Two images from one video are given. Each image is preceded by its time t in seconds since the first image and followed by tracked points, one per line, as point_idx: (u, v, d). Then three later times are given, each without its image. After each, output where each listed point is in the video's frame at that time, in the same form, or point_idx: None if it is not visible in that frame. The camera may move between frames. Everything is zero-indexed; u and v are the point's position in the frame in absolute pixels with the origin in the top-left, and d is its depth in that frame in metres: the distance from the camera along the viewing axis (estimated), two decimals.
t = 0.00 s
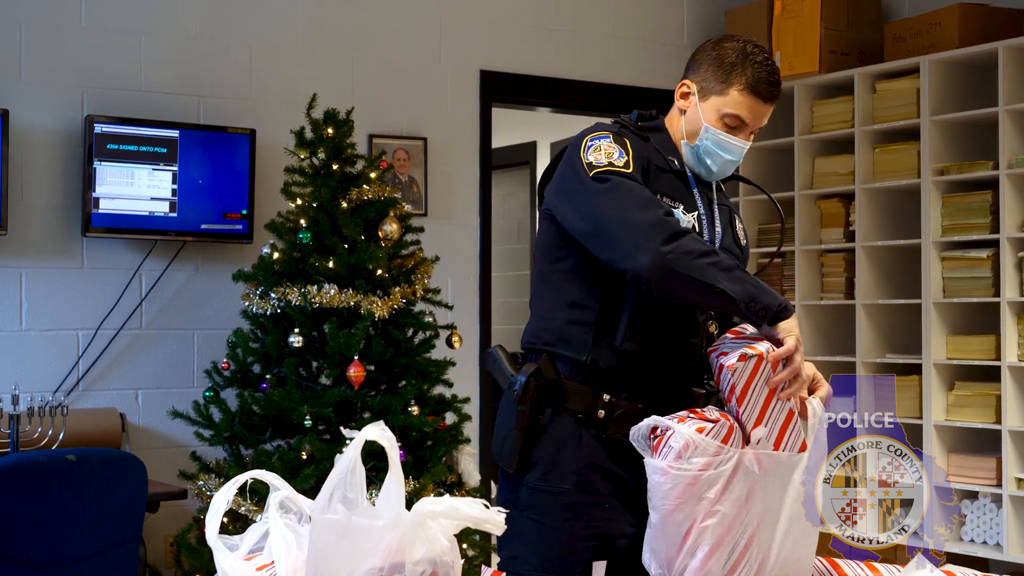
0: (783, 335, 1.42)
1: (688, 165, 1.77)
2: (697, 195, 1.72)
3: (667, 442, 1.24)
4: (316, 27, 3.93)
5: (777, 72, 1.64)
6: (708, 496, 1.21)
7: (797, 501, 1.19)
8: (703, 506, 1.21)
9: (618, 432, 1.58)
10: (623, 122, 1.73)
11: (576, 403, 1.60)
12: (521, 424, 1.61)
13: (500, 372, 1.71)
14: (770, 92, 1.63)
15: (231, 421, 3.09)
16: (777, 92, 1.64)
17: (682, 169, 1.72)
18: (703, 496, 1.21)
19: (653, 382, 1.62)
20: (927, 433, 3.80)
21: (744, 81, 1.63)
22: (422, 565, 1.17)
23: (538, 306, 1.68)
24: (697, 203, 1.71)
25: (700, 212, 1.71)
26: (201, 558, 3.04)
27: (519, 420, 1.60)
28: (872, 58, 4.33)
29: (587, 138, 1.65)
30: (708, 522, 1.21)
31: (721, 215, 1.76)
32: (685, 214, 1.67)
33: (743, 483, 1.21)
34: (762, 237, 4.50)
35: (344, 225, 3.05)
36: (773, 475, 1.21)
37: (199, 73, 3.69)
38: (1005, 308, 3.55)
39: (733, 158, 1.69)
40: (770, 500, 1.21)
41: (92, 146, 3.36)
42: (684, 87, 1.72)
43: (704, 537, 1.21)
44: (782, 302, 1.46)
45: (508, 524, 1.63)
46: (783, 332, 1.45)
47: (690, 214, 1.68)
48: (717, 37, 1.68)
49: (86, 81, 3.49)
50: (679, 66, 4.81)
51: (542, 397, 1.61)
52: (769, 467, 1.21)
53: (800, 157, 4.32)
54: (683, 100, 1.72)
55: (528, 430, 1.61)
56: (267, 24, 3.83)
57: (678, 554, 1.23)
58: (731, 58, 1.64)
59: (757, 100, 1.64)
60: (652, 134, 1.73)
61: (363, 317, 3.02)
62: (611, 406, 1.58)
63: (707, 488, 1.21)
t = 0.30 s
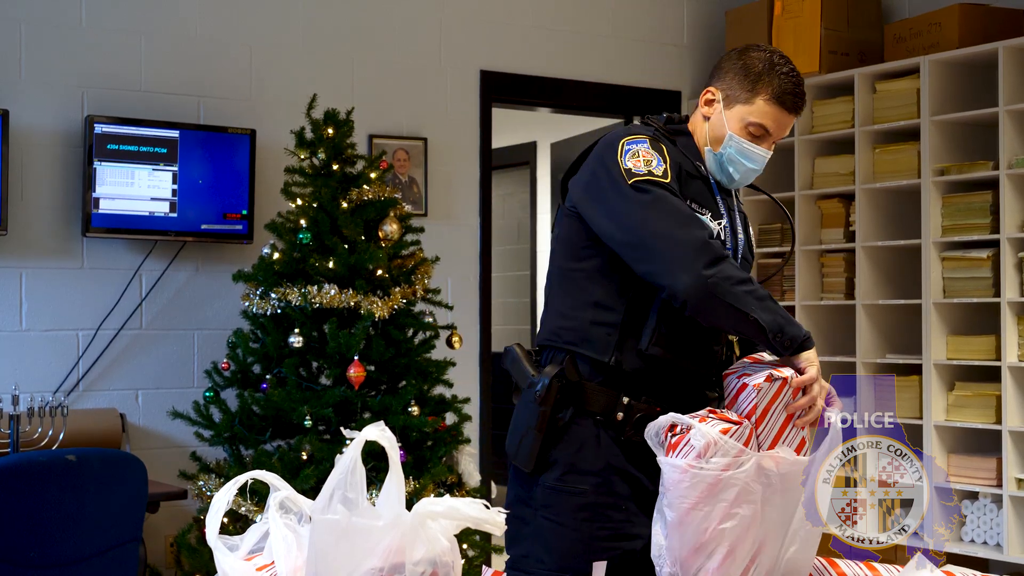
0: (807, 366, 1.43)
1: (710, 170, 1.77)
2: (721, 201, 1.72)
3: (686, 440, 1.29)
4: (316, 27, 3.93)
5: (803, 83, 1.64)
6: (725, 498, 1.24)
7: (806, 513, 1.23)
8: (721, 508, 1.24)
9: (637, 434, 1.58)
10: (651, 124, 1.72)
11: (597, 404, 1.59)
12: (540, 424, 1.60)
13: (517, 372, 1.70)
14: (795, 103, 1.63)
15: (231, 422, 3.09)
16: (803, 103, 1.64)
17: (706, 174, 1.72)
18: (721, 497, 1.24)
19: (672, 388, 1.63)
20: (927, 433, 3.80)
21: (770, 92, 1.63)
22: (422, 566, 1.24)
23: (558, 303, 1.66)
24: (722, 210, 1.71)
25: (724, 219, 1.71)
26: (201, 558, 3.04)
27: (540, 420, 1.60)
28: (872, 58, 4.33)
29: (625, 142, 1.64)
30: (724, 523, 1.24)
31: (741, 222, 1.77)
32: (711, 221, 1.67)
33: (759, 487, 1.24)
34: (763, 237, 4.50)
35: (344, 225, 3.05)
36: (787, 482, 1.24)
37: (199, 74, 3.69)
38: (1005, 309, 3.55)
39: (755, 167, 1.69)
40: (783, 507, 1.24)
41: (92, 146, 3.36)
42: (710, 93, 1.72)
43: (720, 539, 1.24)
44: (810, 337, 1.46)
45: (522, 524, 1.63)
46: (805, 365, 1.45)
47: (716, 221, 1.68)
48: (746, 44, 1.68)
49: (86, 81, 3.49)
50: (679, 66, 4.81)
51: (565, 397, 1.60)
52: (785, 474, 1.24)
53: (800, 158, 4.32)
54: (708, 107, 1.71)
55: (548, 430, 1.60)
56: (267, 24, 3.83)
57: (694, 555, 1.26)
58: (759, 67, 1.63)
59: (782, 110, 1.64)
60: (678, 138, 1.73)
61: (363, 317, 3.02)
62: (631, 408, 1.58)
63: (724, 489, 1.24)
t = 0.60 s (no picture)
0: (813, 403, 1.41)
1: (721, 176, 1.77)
2: (733, 207, 1.73)
3: (680, 444, 1.27)
4: (316, 28, 3.93)
5: (817, 93, 1.65)
6: (721, 501, 1.24)
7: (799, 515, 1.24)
8: (715, 511, 1.24)
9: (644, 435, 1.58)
10: (666, 128, 1.72)
11: (605, 407, 1.59)
12: (548, 426, 1.59)
13: (524, 373, 1.70)
14: (809, 113, 1.64)
15: (231, 423, 3.09)
16: (816, 113, 1.65)
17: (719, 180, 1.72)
18: (717, 500, 1.24)
19: (682, 393, 1.63)
20: (927, 434, 3.80)
21: (785, 101, 1.64)
22: (423, 567, 1.24)
23: (566, 303, 1.66)
24: (735, 214, 1.71)
25: (738, 224, 1.71)
26: (201, 559, 3.03)
27: (548, 421, 1.59)
28: (872, 59, 4.33)
29: (640, 146, 1.63)
30: (721, 526, 1.23)
31: (752, 227, 1.76)
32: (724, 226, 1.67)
33: (754, 489, 1.24)
34: (764, 238, 4.50)
35: (344, 227, 3.05)
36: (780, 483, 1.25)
37: (200, 75, 3.69)
38: (1005, 310, 3.55)
39: (766, 174, 1.72)
40: (773, 504, 1.25)
41: (92, 147, 3.36)
42: (723, 100, 1.72)
43: (717, 542, 1.23)
44: (818, 375, 1.46)
45: (528, 525, 1.64)
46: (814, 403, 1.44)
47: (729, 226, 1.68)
48: (762, 52, 1.69)
49: (87, 82, 3.49)
50: (679, 67, 4.81)
51: (573, 398, 1.59)
52: (779, 476, 1.25)
53: (801, 159, 4.32)
54: (722, 112, 1.72)
55: (557, 432, 1.59)
56: (267, 25, 3.83)
57: (691, 558, 1.25)
58: (775, 75, 1.64)
59: (796, 119, 1.65)
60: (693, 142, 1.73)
61: (363, 319, 3.02)
62: (639, 410, 1.58)
63: (720, 492, 1.24)
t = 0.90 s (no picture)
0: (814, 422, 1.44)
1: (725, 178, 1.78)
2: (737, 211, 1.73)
3: (685, 442, 1.32)
4: (316, 28, 3.93)
5: (822, 100, 1.64)
6: (720, 502, 1.27)
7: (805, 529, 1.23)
8: (714, 512, 1.27)
9: (648, 437, 1.58)
10: (670, 131, 1.73)
11: (609, 409, 1.59)
12: (552, 428, 1.59)
13: (527, 374, 1.70)
14: (812, 120, 1.63)
15: (231, 424, 3.09)
16: (820, 120, 1.64)
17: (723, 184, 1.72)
18: (717, 500, 1.27)
19: (685, 395, 1.63)
20: (927, 434, 3.81)
21: (788, 107, 1.64)
22: (423, 567, 1.24)
23: (568, 305, 1.66)
24: (738, 218, 1.72)
25: (742, 227, 1.72)
26: (201, 560, 3.04)
27: (552, 423, 1.59)
28: (872, 60, 4.33)
29: (646, 153, 1.62)
30: (718, 525, 1.27)
31: (753, 230, 1.77)
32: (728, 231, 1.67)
33: (757, 495, 1.26)
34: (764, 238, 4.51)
35: (344, 228, 3.05)
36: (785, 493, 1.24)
37: (199, 76, 3.69)
38: (1005, 311, 3.55)
39: (767, 179, 1.72)
40: (776, 513, 1.25)
41: (92, 148, 3.36)
42: (728, 102, 1.72)
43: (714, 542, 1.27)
44: (819, 398, 1.48)
45: (531, 526, 1.64)
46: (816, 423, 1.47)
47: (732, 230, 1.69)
48: (769, 55, 1.68)
49: (87, 83, 3.49)
50: (679, 68, 4.81)
51: (577, 400, 1.59)
52: (788, 487, 1.24)
53: (801, 160, 4.33)
54: (726, 115, 1.73)
55: (560, 434, 1.59)
56: (267, 25, 3.83)
57: (686, 556, 1.29)
58: (780, 80, 1.64)
59: (798, 126, 1.65)
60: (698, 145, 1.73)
61: (363, 319, 3.02)
62: (643, 411, 1.59)
63: (720, 493, 1.27)
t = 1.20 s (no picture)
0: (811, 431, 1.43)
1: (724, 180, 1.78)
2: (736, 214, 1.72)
3: (698, 446, 1.34)
4: (316, 29, 3.93)
5: (821, 100, 1.64)
6: (725, 507, 1.29)
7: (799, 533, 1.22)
8: (719, 517, 1.29)
9: (648, 438, 1.59)
10: (670, 133, 1.73)
11: (608, 410, 1.59)
12: (552, 429, 1.59)
13: (527, 376, 1.70)
14: (811, 120, 1.63)
15: (232, 424, 3.09)
16: (819, 120, 1.64)
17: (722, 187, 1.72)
18: (723, 506, 1.29)
19: (684, 396, 1.63)
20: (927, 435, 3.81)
21: (786, 107, 1.63)
22: (423, 568, 1.24)
23: (568, 307, 1.66)
24: (738, 220, 1.71)
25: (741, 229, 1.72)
26: (201, 560, 3.04)
27: (552, 425, 1.59)
28: (872, 60, 4.33)
29: (644, 157, 1.62)
30: (722, 530, 1.29)
31: (753, 232, 1.76)
32: (727, 234, 1.67)
33: (760, 505, 1.26)
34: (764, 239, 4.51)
35: (344, 228, 3.05)
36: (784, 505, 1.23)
37: (199, 76, 3.69)
38: (1005, 311, 3.55)
39: (766, 179, 1.71)
40: (777, 525, 1.24)
41: (92, 148, 3.36)
42: (727, 103, 1.73)
43: (716, 547, 1.29)
44: (813, 408, 1.45)
45: (532, 527, 1.64)
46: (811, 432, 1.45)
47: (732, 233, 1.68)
48: (769, 55, 1.68)
49: (87, 83, 3.49)
50: (679, 68, 4.82)
51: (577, 401, 1.60)
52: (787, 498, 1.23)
53: (801, 161, 4.33)
54: (725, 115, 1.73)
55: (561, 435, 1.60)
56: (267, 25, 3.83)
57: (690, 559, 1.31)
58: (778, 80, 1.64)
59: (797, 126, 1.65)
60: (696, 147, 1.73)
61: (363, 319, 3.02)
62: (643, 411, 1.59)
63: (726, 499, 1.28)
